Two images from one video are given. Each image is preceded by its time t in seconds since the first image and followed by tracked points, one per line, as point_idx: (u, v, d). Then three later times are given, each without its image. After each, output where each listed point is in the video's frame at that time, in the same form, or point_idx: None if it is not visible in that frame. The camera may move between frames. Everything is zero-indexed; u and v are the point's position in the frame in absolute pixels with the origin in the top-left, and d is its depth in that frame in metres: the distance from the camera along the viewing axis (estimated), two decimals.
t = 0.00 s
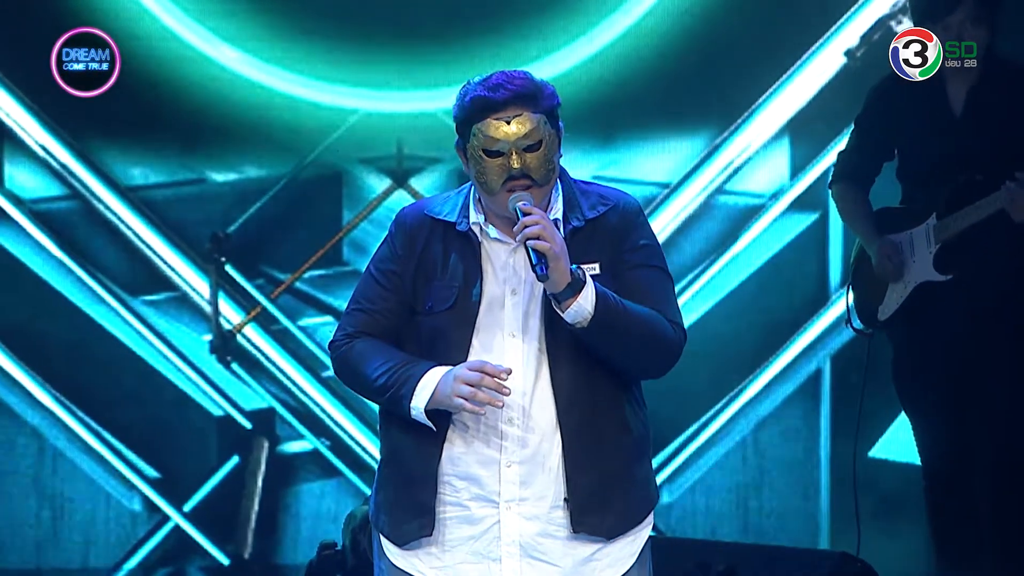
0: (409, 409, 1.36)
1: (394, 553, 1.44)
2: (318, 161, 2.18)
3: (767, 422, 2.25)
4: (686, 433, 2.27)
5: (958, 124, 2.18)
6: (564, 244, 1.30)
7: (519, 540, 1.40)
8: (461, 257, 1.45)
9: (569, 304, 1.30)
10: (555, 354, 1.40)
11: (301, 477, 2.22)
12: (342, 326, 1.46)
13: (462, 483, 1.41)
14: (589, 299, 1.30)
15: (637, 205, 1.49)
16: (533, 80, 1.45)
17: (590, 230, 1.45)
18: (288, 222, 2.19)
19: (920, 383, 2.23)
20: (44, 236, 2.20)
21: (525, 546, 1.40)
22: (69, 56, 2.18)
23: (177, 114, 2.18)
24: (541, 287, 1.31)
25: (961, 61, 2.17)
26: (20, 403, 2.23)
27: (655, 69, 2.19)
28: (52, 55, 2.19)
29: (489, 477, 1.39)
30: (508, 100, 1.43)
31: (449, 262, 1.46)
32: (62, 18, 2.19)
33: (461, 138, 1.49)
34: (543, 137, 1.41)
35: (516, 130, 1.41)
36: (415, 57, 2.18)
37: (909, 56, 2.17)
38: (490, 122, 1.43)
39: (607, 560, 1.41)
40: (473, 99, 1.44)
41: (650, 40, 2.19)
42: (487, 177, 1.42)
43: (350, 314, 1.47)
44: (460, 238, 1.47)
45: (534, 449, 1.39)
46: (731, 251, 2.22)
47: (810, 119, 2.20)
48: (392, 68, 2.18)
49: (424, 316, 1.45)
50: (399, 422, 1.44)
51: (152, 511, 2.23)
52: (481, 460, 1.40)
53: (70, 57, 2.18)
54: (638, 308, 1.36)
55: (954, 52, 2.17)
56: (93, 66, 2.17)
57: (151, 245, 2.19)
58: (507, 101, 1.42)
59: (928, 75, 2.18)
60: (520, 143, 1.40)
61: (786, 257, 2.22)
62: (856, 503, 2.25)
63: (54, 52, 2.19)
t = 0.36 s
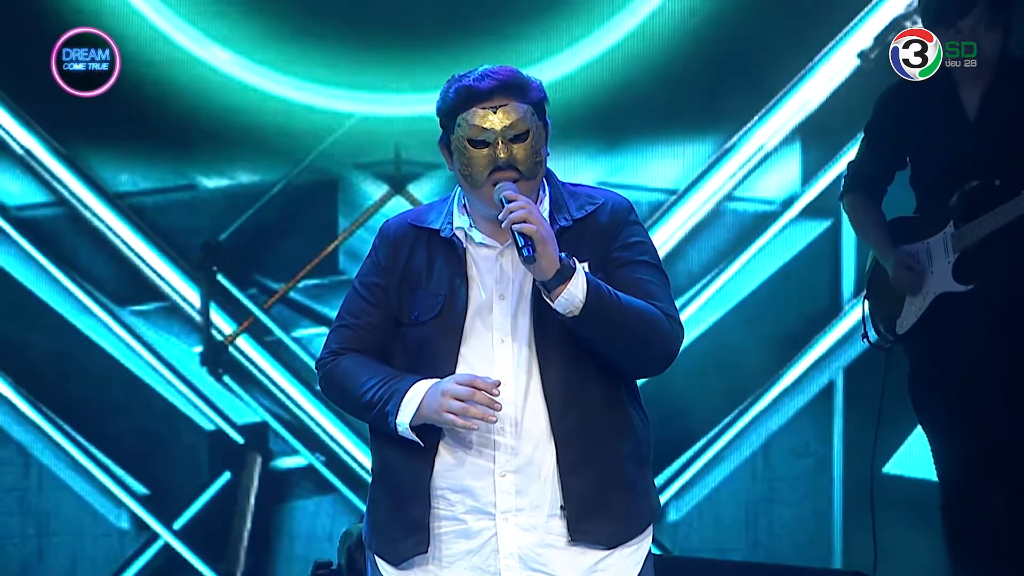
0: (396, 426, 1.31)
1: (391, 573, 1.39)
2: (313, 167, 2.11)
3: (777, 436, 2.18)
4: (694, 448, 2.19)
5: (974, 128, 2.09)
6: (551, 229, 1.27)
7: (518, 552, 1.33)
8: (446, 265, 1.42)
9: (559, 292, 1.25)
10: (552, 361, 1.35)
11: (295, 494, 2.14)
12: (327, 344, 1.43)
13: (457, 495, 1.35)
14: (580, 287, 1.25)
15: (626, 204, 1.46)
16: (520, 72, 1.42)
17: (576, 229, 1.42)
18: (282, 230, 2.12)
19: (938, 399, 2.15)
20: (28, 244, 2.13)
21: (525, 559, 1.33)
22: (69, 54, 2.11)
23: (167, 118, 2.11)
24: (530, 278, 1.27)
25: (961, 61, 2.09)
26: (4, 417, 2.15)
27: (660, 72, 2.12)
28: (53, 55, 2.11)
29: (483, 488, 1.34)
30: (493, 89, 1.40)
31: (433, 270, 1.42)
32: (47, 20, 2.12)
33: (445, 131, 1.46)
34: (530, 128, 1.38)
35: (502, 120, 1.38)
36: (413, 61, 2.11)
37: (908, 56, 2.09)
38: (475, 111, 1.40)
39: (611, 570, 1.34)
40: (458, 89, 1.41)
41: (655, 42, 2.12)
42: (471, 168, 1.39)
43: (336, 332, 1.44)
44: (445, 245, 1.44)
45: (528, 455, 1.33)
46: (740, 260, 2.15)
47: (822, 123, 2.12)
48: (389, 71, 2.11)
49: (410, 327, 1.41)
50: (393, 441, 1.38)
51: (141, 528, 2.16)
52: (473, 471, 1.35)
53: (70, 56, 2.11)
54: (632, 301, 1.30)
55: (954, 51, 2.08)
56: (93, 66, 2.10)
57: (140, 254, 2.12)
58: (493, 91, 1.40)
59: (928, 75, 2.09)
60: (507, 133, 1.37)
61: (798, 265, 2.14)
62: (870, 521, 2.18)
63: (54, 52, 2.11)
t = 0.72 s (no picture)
0: (381, 441, 1.41)
1: None
2: (308, 173, 2.04)
3: (788, 452, 2.10)
4: (702, 465, 2.11)
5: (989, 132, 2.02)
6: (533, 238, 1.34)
7: (508, 565, 1.45)
8: (433, 276, 1.53)
9: (543, 303, 1.32)
10: (545, 374, 1.46)
11: (289, 512, 2.07)
12: (316, 356, 1.54)
13: (449, 509, 1.47)
14: (563, 296, 1.33)
15: (620, 211, 1.59)
16: (494, 78, 1.50)
17: (569, 236, 1.54)
18: (275, 239, 2.05)
19: (954, 416, 2.08)
20: (12, 253, 2.06)
21: (514, 571, 1.45)
22: (70, 54, 2.04)
23: (156, 123, 2.04)
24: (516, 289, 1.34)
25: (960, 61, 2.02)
26: None
27: (665, 75, 2.05)
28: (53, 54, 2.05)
29: (474, 503, 1.45)
30: (469, 100, 1.47)
31: (421, 281, 1.54)
32: (33, 21, 2.05)
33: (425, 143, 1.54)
34: (507, 136, 1.45)
35: (478, 129, 1.45)
36: (410, 63, 2.04)
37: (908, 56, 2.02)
38: (452, 123, 1.47)
39: None
40: (436, 103, 1.49)
41: (661, 44, 2.05)
42: (452, 181, 1.47)
43: (326, 345, 1.55)
44: (433, 258, 1.55)
45: (517, 471, 1.44)
46: (749, 270, 2.08)
47: (835, 127, 2.05)
48: (386, 74, 2.04)
49: (398, 337, 1.52)
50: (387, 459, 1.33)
51: (129, 548, 2.08)
52: (465, 486, 1.46)
53: (70, 55, 2.04)
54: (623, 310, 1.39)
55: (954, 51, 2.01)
56: (92, 66, 2.04)
57: (129, 263, 2.05)
58: (469, 102, 1.47)
59: (928, 74, 2.02)
60: (484, 143, 1.44)
61: (809, 276, 2.07)
62: (884, 541, 2.10)
63: (54, 52, 2.05)
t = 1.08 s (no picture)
0: (362, 468, 1.34)
1: None
2: (302, 180, 1.97)
3: (799, 469, 2.03)
4: (710, 481, 2.04)
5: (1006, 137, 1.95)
6: (515, 269, 1.32)
7: None
8: (417, 287, 1.46)
9: (528, 336, 1.31)
10: (538, 392, 1.40)
11: (281, 531, 1.99)
12: (296, 370, 1.47)
13: (435, 528, 1.40)
14: (550, 329, 1.31)
15: (612, 219, 1.53)
16: (475, 97, 1.42)
17: (560, 245, 1.48)
18: (268, 248, 1.98)
19: (971, 431, 2.00)
20: None
21: None
22: (70, 55, 1.98)
23: (145, 128, 1.97)
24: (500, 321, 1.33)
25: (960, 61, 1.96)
26: None
27: (671, 79, 1.99)
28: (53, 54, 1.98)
29: (462, 522, 1.39)
30: (448, 123, 1.40)
31: (404, 293, 1.47)
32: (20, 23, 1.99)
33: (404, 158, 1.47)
34: (488, 162, 1.39)
35: (458, 156, 1.39)
36: (408, 66, 1.98)
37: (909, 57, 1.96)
38: (430, 146, 1.41)
39: None
40: (413, 123, 1.41)
41: (666, 46, 1.98)
42: (431, 206, 1.42)
43: (304, 358, 1.47)
44: (417, 268, 1.48)
45: (507, 489, 1.38)
46: (759, 279, 2.01)
47: (847, 133, 1.98)
48: (382, 77, 1.97)
49: (380, 351, 1.46)
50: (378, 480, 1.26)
51: (117, 568, 2.01)
52: (453, 504, 1.39)
53: (70, 55, 1.98)
54: (611, 334, 1.37)
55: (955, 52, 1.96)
56: (93, 66, 1.97)
57: (117, 273, 1.98)
58: (449, 125, 1.40)
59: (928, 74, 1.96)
60: (464, 171, 1.38)
61: (821, 286, 2.00)
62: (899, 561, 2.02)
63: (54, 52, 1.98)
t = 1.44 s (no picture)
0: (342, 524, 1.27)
1: None
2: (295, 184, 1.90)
3: (811, 483, 1.95)
4: (717, 496, 1.96)
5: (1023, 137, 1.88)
6: (517, 303, 1.26)
7: None
8: (408, 296, 1.39)
9: (533, 368, 1.27)
10: (540, 410, 1.35)
11: (274, 547, 1.93)
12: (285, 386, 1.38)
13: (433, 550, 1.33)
14: (554, 361, 1.28)
15: (599, 221, 1.48)
16: (484, 115, 1.34)
17: (552, 253, 1.42)
18: (259, 254, 1.91)
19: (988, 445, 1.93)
20: None
21: None
22: (70, 54, 1.91)
23: (133, 129, 1.91)
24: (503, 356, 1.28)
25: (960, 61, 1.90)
26: None
27: (677, 79, 1.92)
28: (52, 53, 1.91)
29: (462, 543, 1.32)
30: (454, 140, 1.32)
31: (396, 301, 1.39)
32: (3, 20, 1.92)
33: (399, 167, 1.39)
34: (492, 188, 1.33)
35: (461, 179, 1.32)
36: (404, 65, 1.91)
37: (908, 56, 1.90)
38: (432, 163, 1.33)
39: None
40: (416, 134, 1.33)
41: (671, 45, 1.91)
42: (425, 224, 1.35)
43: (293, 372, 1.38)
44: (406, 275, 1.40)
45: (508, 508, 1.32)
46: (769, 286, 1.94)
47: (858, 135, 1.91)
48: (377, 76, 1.91)
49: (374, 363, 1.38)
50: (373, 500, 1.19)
51: None
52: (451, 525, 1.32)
53: (69, 55, 1.91)
54: (613, 352, 1.32)
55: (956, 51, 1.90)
56: (92, 66, 1.90)
57: (103, 280, 1.91)
58: (453, 143, 1.32)
59: (928, 74, 1.90)
60: (466, 195, 1.32)
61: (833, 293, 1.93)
62: None
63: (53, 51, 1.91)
